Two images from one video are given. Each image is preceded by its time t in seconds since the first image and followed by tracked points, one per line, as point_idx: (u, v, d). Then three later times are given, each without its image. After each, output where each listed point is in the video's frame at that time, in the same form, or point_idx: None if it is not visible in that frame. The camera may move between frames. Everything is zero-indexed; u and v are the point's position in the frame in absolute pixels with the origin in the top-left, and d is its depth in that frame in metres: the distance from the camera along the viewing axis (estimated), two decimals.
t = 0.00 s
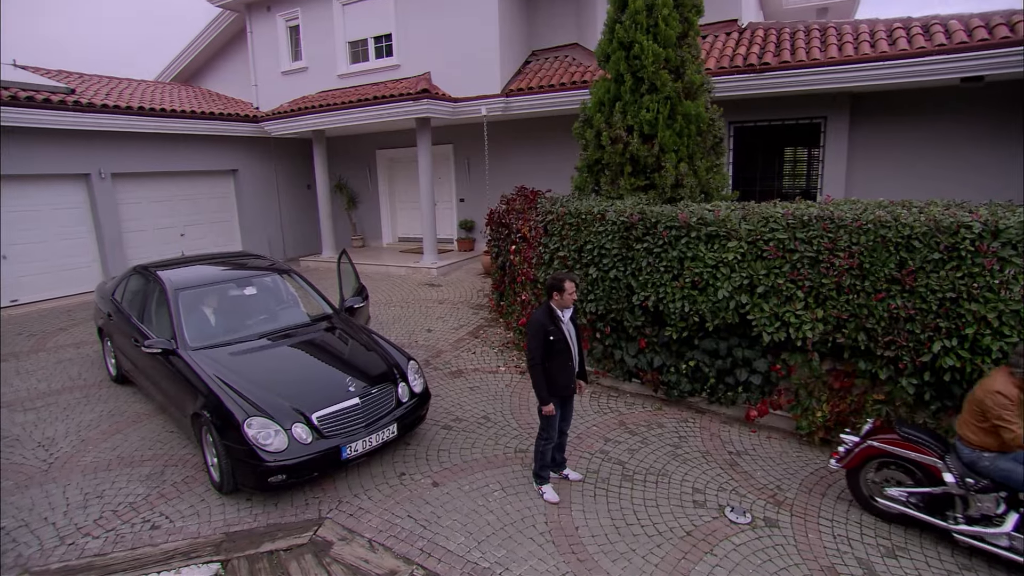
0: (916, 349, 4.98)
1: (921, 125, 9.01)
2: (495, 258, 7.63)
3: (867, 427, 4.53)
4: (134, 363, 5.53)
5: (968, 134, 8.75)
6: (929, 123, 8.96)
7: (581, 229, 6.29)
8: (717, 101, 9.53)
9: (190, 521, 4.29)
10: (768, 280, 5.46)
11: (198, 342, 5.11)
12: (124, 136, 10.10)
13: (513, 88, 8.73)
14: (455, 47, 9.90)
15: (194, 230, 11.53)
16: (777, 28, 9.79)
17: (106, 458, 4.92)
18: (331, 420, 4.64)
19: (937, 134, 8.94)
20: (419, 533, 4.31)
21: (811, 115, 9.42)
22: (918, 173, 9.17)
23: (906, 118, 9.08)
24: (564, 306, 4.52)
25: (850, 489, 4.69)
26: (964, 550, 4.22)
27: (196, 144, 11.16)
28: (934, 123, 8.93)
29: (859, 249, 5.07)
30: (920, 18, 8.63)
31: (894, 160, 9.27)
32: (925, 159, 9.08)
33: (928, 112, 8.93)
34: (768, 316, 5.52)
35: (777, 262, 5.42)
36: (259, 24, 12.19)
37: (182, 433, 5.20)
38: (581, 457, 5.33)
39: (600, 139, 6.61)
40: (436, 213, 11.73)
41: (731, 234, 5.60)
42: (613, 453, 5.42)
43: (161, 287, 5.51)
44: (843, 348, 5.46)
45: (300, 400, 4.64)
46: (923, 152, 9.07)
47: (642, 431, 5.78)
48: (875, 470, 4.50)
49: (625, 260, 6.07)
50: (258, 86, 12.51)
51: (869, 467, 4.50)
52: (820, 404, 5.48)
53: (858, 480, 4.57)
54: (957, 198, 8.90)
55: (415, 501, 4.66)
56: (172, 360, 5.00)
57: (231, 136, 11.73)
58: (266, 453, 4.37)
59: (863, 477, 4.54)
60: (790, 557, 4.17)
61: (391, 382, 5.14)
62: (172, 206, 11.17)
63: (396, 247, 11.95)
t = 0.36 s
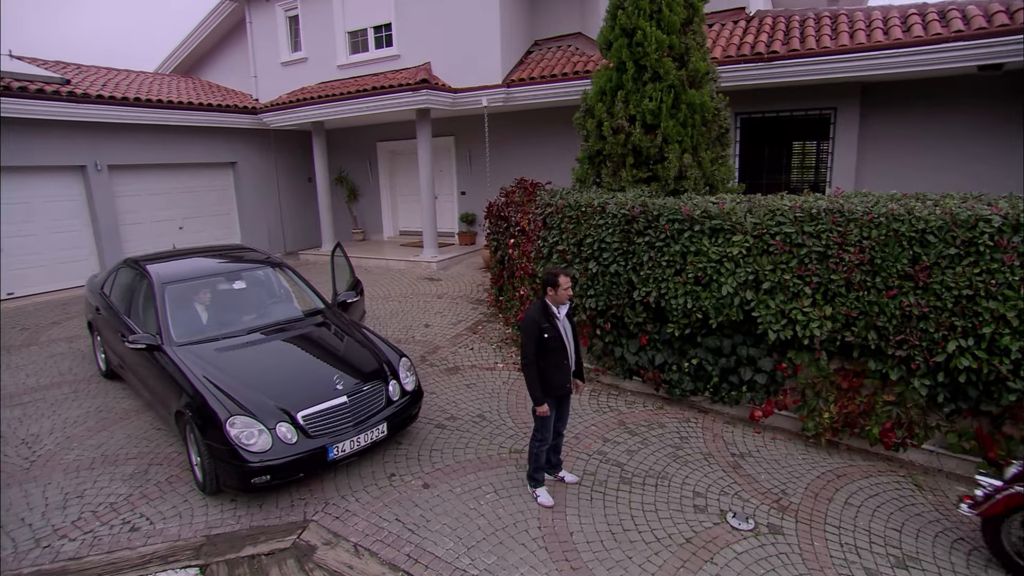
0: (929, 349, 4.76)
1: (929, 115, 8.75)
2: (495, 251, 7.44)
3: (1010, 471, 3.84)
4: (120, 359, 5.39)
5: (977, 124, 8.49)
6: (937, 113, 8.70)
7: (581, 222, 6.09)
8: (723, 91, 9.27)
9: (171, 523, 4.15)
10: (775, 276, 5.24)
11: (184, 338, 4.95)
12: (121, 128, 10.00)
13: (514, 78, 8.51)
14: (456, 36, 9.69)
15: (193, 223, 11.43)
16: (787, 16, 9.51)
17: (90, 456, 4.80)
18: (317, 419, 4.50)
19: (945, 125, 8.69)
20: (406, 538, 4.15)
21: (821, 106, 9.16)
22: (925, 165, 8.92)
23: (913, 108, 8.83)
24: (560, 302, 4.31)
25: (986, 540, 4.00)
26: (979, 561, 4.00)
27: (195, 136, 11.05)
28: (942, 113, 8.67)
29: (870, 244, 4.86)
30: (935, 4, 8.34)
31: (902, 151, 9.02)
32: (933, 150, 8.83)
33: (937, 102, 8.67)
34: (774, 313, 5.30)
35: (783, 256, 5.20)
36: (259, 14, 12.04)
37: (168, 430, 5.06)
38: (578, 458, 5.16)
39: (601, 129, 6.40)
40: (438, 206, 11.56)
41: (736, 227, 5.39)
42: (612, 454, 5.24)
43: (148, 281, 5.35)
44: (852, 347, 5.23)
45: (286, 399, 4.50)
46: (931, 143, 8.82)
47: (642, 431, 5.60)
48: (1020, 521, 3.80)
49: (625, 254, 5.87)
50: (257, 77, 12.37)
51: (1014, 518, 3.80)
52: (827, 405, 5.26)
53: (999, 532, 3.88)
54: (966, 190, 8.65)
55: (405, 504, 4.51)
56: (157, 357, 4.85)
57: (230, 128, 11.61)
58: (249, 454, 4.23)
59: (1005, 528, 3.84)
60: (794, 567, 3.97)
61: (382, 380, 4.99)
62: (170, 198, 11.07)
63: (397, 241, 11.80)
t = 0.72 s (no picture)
0: (942, 349, 4.53)
1: (940, 106, 8.47)
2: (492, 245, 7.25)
3: None
4: (103, 354, 5.25)
5: (990, 115, 8.20)
6: (948, 104, 8.42)
7: (579, 214, 5.89)
8: (730, 80, 9.01)
9: (148, 525, 4.00)
10: (781, 271, 5.01)
11: (167, 333, 4.79)
12: (116, 119, 9.91)
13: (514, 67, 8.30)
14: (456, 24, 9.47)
15: (189, 216, 11.30)
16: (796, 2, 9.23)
17: (70, 454, 4.66)
18: (300, 418, 4.34)
19: (956, 116, 8.40)
20: (390, 543, 3.99)
21: (831, 95, 8.87)
22: (935, 157, 8.65)
23: (923, 99, 8.56)
24: (552, 297, 4.11)
25: None
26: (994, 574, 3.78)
27: (191, 126, 10.94)
28: (953, 104, 8.39)
29: (881, 237, 4.63)
30: None
31: (911, 143, 8.75)
32: (945, 142, 8.55)
33: (948, 92, 8.38)
34: (779, 310, 5.08)
35: (789, 250, 4.97)
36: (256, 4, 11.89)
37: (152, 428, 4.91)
38: (573, 460, 4.98)
39: (601, 119, 6.19)
40: (439, 198, 11.38)
41: (740, 220, 5.16)
42: (608, 455, 5.06)
43: (132, 274, 5.18)
44: (861, 345, 5.00)
45: (269, 397, 4.34)
46: (942, 135, 8.54)
47: (641, 431, 5.41)
48: None
49: (624, 248, 5.66)
50: (255, 68, 12.23)
51: None
52: (834, 406, 5.03)
53: None
54: (979, 182, 8.36)
55: (391, 507, 4.35)
56: (139, 352, 4.68)
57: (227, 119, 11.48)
58: (228, 454, 4.09)
59: None
60: None
61: (371, 377, 4.83)
62: (166, 190, 10.96)
63: (398, 234, 11.64)
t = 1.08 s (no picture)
0: (962, 351, 4.24)
1: (951, 95, 8.17)
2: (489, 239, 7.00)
3: None
4: (79, 352, 5.05)
5: (1003, 105, 7.89)
6: (960, 93, 8.11)
7: (577, 207, 5.62)
8: (737, 69, 8.71)
9: (115, 534, 3.79)
10: (788, 267, 4.73)
11: (143, 331, 4.58)
12: (105, 108, 9.72)
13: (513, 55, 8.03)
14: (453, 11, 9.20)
15: (181, 209, 11.14)
16: None
17: (40, 457, 4.46)
18: (278, 421, 4.11)
19: (968, 105, 8.10)
20: (369, 555, 3.76)
21: (844, 83, 8.55)
22: (946, 149, 8.35)
23: (933, 89, 8.26)
24: (542, 296, 3.86)
25: None
26: None
27: (183, 117, 10.75)
28: (965, 93, 8.08)
29: (896, 232, 4.34)
30: None
31: (922, 134, 8.45)
32: (957, 133, 8.24)
33: (960, 81, 8.08)
34: (786, 309, 4.81)
35: (798, 246, 4.69)
36: None
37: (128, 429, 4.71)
38: (567, 466, 4.74)
39: (601, 108, 5.91)
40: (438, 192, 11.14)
41: (746, 214, 4.89)
42: (604, 461, 4.81)
43: (108, 269, 4.97)
44: (874, 347, 4.72)
45: (245, 398, 4.12)
46: (953, 126, 8.24)
47: (640, 436, 5.17)
48: None
49: (623, 242, 5.40)
50: (249, 57, 12.04)
51: None
52: (844, 411, 4.76)
53: None
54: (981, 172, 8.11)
55: (373, 515, 4.13)
56: (112, 351, 4.47)
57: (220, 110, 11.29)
58: (199, 459, 3.87)
59: None
60: None
61: (355, 377, 4.59)
62: (157, 182, 10.79)
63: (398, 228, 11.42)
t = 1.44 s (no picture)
0: (979, 361, 3.97)
1: (952, 90, 7.94)
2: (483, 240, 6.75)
3: None
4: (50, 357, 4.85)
5: (1002, 100, 7.70)
6: (961, 88, 7.89)
7: (570, 207, 5.38)
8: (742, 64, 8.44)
9: (73, 551, 3.58)
10: (793, 270, 4.47)
11: (113, 335, 4.38)
12: (92, 104, 9.60)
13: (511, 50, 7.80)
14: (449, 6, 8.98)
15: (171, 208, 10.99)
16: None
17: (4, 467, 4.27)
18: (249, 431, 3.89)
19: (970, 101, 7.87)
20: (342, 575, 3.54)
21: (853, 78, 8.26)
22: (945, 145, 8.12)
23: (934, 84, 8.03)
24: (527, 300, 3.63)
25: None
26: None
27: (174, 114, 10.62)
28: (967, 89, 7.85)
29: (907, 233, 4.08)
30: None
31: (920, 130, 8.22)
32: (955, 128, 8.02)
33: (963, 75, 7.84)
34: (791, 314, 4.54)
35: (802, 248, 4.43)
36: None
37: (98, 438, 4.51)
38: (558, 479, 4.50)
39: (598, 103, 5.66)
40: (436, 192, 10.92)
41: (747, 214, 4.64)
42: (597, 474, 4.57)
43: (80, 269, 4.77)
44: (884, 355, 4.45)
45: (215, 407, 3.90)
46: (953, 122, 8.02)
47: (636, 447, 4.92)
48: None
49: (619, 243, 5.15)
50: (242, 53, 11.89)
51: None
52: (852, 423, 4.49)
53: None
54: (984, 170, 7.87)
55: (349, 531, 3.90)
56: (79, 356, 4.27)
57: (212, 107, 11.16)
58: (165, 471, 3.66)
59: None
60: None
61: (334, 385, 4.37)
62: (147, 180, 10.65)
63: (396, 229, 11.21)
